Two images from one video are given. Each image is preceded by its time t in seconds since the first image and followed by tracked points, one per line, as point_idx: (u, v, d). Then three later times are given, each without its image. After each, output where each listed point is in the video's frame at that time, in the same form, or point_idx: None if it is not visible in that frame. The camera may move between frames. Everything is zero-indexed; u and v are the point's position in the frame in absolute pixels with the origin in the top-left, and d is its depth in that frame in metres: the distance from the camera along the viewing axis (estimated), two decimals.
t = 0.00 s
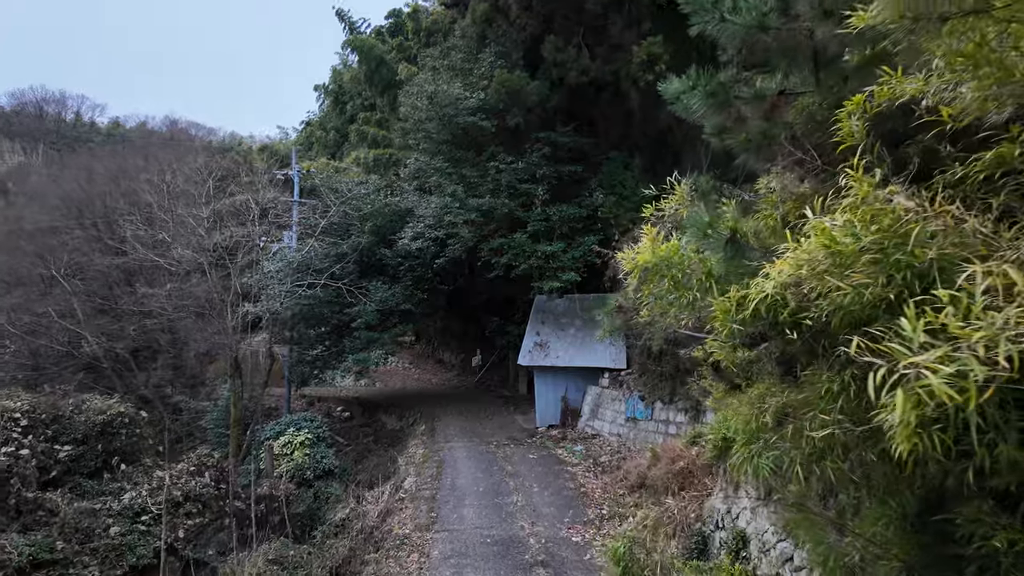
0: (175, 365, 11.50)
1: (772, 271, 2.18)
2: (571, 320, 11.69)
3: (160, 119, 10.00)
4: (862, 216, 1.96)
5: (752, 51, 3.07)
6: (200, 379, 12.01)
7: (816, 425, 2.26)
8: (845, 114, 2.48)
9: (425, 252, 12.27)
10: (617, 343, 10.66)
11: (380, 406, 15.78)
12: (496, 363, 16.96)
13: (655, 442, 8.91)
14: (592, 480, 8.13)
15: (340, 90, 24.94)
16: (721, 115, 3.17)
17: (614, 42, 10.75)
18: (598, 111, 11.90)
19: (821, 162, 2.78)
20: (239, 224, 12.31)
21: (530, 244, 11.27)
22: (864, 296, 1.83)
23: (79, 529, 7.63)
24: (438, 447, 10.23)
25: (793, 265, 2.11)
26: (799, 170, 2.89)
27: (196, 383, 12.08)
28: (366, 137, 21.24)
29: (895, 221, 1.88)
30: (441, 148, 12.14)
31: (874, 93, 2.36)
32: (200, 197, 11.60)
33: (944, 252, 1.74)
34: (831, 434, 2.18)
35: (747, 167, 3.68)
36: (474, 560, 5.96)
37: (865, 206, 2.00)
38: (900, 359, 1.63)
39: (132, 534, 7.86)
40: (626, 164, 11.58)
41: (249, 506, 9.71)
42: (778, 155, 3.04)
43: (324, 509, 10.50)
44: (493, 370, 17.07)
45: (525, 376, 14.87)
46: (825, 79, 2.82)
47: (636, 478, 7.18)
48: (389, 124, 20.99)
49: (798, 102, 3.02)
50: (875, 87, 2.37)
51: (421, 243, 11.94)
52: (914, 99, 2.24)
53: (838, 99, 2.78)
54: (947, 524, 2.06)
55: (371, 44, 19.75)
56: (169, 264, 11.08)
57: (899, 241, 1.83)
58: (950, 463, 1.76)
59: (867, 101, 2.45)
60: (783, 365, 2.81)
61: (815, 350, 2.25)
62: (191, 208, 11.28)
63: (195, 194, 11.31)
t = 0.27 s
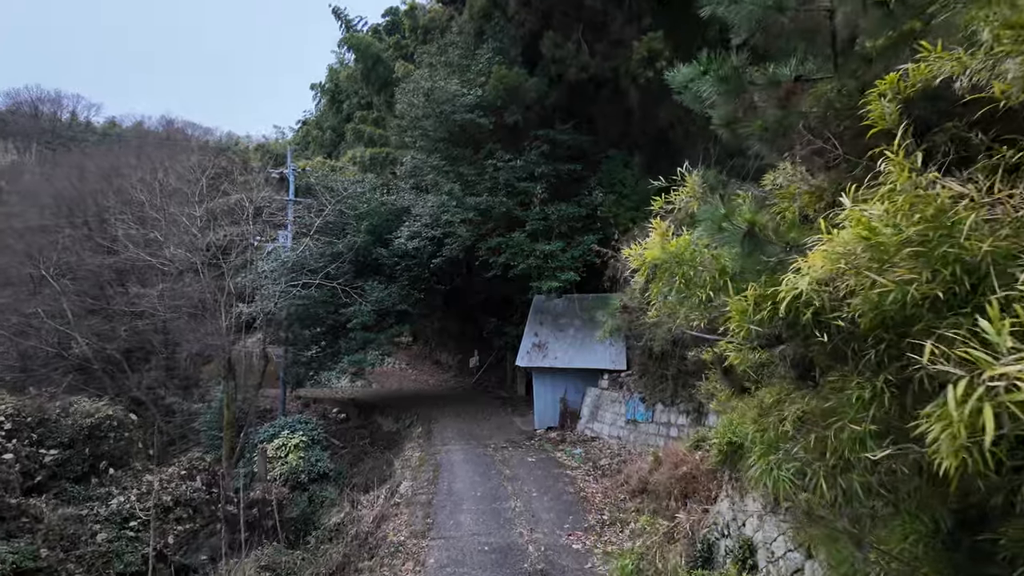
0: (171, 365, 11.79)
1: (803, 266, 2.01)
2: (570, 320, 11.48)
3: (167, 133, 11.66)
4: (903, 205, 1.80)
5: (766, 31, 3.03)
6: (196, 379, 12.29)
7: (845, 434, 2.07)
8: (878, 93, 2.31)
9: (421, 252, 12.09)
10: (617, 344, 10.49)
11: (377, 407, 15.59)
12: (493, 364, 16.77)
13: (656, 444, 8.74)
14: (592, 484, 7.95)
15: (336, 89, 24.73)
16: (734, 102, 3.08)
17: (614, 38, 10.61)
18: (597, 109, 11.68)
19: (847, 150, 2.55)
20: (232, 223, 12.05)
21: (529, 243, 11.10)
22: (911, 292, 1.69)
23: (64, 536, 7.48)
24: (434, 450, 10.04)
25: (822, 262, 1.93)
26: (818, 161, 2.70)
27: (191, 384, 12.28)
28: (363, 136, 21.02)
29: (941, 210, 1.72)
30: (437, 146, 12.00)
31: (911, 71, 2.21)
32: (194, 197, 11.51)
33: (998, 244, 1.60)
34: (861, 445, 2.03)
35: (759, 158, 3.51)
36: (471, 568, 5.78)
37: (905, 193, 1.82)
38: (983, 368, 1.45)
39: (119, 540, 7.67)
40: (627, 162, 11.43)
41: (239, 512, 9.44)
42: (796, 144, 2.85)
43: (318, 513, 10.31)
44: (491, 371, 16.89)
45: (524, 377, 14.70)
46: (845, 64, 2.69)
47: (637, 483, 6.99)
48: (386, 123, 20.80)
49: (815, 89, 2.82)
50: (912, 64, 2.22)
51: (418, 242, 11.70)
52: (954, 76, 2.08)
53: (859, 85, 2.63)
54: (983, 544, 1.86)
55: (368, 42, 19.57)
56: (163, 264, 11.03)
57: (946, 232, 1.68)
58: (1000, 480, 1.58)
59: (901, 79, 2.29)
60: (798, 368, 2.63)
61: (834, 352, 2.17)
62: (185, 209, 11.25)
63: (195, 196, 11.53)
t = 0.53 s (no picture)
0: (165, 367, 11.55)
1: (838, 257, 1.87)
2: (569, 321, 11.31)
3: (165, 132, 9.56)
4: (946, 191, 1.65)
5: (780, 14, 2.95)
6: (189, 381, 12.05)
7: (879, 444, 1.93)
8: (910, 70, 2.13)
9: (418, 251, 11.91)
10: (616, 344, 10.33)
11: (373, 409, 15.41)
12: (491, 364, 16.60)
13: (657, 446, 8.58)
14: (592, 487, 7.78)
15: (333, 87, 24.52)
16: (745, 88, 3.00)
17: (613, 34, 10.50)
18: (596, 106, 11.51)
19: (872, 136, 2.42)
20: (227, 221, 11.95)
21: (527, 242, 10.93)
22: (962, 288, 1.54)
23: (49, 543, 7.15)
24: (431, 452, 9.86)
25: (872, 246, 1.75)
26: (838, 150, 2.53)
27: (185, 385, 12.09)
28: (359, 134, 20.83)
29: (990, 197, 1.57)
30: (435, 142, 11.76)
31: (947, 45, 2.01)
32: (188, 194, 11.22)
33: None
34: (891, 454, 1.91)
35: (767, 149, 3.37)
36: None
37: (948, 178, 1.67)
38: None
39: (107, 546, 7.47)
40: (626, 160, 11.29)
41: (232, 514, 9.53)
42: (812, 130, 2.68)
43: (313, 516, 10.11)
44: (488, 371, 16.72)
45: (522, 377, 14.54)
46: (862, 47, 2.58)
47: (638, 488, 6.82)
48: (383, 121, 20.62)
49: (833, 73, 2.66)
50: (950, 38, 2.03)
51: (415, 241, 11.50)
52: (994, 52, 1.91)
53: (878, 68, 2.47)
54: None
55: (364, 39, 19.40)
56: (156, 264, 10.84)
57: (999, 221, 1.53)
58: None
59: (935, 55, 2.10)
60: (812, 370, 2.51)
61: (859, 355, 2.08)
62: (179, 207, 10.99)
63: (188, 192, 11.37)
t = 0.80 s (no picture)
0: (157, 368, 12.22)
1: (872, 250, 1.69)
2: (568, 321, 11.11)
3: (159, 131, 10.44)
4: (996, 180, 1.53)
5: None
6: (183, 382, 13.03)
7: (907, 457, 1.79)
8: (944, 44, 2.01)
9: (414, 250, 11.75)
10: (616, 344, 10.17)
11: (369, 410, 15.23)
12: (489, 365, 16.42)
13: (657, 449, 8.42)
14: (591, 491, 7.62)
15: (329, 85, 24.35)
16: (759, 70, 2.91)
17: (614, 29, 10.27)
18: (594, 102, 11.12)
19: (894, 125, 2.32)
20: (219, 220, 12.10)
21: (525, 241, 10.77)
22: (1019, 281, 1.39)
23: (34, 549, 6.95)
24: (427, 455, 9.68)
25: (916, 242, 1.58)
26: (859, 137, 2.42)
27: (178, 386, 13.05)
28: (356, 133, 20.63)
29: None
30: (432, 140, 11.76)
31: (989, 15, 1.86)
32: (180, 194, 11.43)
33: None
34: (923, 470, 1.75)
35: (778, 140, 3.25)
36: None
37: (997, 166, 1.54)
38: None
39: (94, 553, 7.29)
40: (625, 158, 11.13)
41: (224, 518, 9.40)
42: (829, 117, 2.59)
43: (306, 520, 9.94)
44: (486, 372, 16.55)
45: (519, 378, 14.39)
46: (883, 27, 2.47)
47: (639, 492, 6.66)
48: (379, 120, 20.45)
49: (851, 58, 2.58)
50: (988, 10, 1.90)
51: (411, 240, 11.35)
52: None
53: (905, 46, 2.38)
54: None
55: (360, 37, 19.23)
56: (147, 263, 11.03)
57: None
58: None
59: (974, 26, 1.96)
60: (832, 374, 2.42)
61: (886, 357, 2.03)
62: (171, 206, 11.22)
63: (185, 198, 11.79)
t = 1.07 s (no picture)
0: (147, 368, 12.56)
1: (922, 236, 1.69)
2: (564, 320, 10.98)
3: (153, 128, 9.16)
4: None
5: None
6: (174, 384, 13.27)
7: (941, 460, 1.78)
8: (988, 16, 1.87)
9: (409, 249, 11.59)
10: (614, 344, 10.04)
11: (364, 411, 15.07)
12: (485, 365, 16.26)
13: (656, 451, 8.28)
14: (588, 494, 7.47)
15: (323, 84, 24.14)
16: (772, 53, 2.83)
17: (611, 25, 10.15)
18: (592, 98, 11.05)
19: (915, 109, 2.29)
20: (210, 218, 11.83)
21: (522, 239, 10.62)
22: None
23: (16, 554, 6.88)
24: (422, 457, 9.52)
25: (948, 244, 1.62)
26: (882, 123, 2.37)
27: (169, 387, 13.30)
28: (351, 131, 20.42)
29: None
30: (427, 137, 11.62)
31: None
32: (171, 191, 11.19)
33: None
34: (971, 481, 1.73)
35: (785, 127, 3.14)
36: None
37: None
38: None
39: (78, 558, 7.11)
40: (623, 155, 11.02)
41: (214, 522, 9.23)
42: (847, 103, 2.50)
43: (299, 523, 9.77)
44: (482, 373, 16.41)
45: (516, 379, 14.26)
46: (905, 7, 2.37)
47: (637, 495, 6.52)
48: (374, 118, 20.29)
49: (869, 42, 2.50)
50: None
51: (406, 238, 11.21)
52: None
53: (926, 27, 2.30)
54: None
55: (355, 34, 19.08)
56: (137, 262, 11.17)
57: None
58: None
59: None
60: (844, 373, 2.46)
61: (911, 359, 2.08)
62: (161, 204, 11.04)
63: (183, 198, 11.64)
